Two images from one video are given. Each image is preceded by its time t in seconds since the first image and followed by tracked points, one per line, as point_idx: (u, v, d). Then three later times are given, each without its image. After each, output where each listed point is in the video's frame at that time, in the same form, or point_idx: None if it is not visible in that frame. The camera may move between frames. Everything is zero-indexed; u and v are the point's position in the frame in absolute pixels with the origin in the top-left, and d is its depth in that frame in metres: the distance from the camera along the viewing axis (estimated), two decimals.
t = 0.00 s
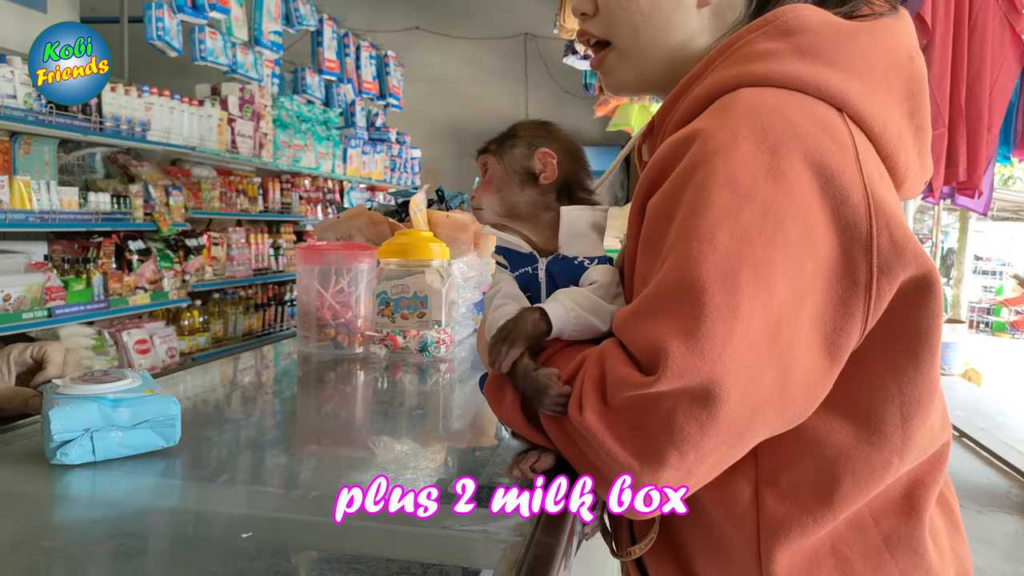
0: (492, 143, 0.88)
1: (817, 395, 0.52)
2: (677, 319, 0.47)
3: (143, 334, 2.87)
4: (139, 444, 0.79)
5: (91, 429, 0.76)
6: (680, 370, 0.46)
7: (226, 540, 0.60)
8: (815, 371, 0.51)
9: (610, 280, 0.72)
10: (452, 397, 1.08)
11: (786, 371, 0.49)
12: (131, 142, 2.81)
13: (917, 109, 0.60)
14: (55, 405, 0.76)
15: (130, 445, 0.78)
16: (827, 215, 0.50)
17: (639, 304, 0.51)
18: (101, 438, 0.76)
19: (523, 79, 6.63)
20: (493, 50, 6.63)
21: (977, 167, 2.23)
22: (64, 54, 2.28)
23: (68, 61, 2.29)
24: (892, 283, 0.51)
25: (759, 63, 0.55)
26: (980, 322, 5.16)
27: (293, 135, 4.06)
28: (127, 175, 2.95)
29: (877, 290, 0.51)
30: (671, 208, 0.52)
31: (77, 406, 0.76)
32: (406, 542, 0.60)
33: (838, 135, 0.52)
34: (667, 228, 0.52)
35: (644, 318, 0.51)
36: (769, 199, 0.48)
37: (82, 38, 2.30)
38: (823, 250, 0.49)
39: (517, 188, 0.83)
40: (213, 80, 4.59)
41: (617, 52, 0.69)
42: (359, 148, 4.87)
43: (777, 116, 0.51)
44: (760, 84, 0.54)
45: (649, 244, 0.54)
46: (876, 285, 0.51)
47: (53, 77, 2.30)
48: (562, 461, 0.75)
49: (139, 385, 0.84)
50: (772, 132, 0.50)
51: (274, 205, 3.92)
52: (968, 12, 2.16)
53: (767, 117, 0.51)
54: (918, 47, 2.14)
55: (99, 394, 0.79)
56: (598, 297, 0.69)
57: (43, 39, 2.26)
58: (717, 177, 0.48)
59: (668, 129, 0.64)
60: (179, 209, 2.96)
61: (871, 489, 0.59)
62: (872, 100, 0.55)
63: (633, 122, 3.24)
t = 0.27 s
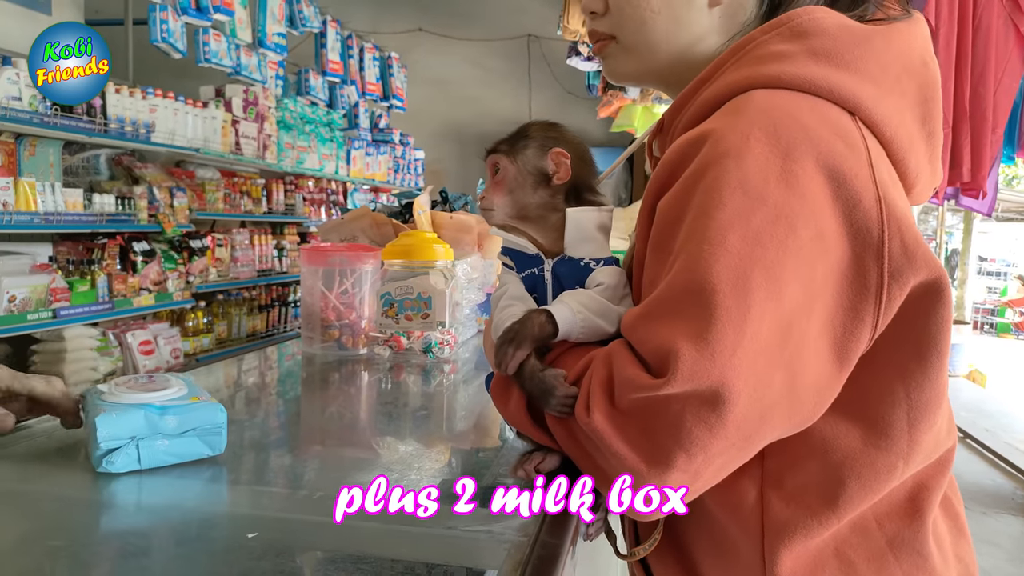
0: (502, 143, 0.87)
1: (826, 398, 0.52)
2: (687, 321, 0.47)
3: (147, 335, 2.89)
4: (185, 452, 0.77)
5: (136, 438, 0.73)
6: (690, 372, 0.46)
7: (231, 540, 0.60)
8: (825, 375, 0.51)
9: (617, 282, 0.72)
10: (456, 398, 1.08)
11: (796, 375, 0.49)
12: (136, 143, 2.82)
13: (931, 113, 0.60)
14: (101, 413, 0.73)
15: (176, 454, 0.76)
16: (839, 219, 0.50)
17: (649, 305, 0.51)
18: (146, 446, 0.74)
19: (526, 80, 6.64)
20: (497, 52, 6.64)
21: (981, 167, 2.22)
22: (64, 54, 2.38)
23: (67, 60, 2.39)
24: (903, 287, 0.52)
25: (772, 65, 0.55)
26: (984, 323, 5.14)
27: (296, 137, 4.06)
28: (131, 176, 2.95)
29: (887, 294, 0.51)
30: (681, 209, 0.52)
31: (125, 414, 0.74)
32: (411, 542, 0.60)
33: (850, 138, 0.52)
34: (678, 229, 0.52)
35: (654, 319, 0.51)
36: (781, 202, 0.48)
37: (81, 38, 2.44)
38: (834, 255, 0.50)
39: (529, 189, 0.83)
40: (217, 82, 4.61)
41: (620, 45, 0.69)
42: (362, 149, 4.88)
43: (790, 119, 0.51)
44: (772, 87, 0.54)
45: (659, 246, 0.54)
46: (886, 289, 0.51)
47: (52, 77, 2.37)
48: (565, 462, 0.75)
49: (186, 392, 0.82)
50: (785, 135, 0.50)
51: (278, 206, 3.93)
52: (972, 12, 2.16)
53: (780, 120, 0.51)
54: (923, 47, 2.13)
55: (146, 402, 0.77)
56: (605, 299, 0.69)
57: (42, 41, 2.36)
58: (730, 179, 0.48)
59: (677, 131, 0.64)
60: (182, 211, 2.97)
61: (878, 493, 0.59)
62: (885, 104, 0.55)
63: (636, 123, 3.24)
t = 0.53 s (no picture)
0: (507, 142, 0.86)
1: (827, 400, 0.52)
2: (689, 323, 0.47)
3: (153, 333, 2.90)
4: (193, 450, 0.77)
5: (145, 435, 0.74)
6: (692, 374, 0.46)
7: (239, 537, 0.60)
8: (825, 376, 0.51)
9: (619, 281, 0.72)
10: (461, 396, 1.08)
11: (796, 377, 0.49)
12: (142, 142, 2.82)
13: (937, 115, 0.60)
14: (111, 409, 0.74)
15: (184, 451, 0.76)
16: (840, 222, 0.50)
17: (651, 306, 0.51)
18: (155, 444, 0.74)
19: (530, 79, 6.64)
20: (501, 50, 6.64)
21: (987, 166, 2.21)
22: (64, 54, 2.15)
23: (68, 60, 2.15)
24: (904, 290, 0.52)
25: (777, 67, 0.55)
26: (990, 323, 5.12)
27: (301, 135, 4.06)
28: (137, 176, 2.97)
29: (888, 297, 0.51)
30: (683, 210, 0.52)
31: (134, 410, 0.74)
32: (418, 539, 0.60)
33: (854, 141, 0.52)
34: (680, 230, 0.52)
35: (656, 321, 0.51)
36: (783, 205, 0.48)
37: (82, 37, 2.15)
38: (835, 257, 0.50)
39: (534, 189, 0.83)
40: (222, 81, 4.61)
41: (630, 44, 0.69)
42: (366, 148, 4.88)
43: (793, 121, 0.51)
44: (776, 88, 0.54)
45: (661, 246, 0.55)
46: (887, 292, 0.51)
47: (53, 77, 2.18)
48: (570, 460, 0.76)
49: (197, 389, 0.82)
50: (788, 137, 0.50)
51: (283, 205, 3.93)
52: (978, 11, 2.15)
53: (783, 123, 0.51)
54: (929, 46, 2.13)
55: (156, 399, 0.77)
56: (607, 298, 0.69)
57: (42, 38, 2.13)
58: (733, 181, 0.48)
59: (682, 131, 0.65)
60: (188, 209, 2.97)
61: (876, 494, 0.59)
62: (890, 106, 0.55)
63: (641, 122, 3.24)
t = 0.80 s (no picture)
0: (514, 143, 0.86)
1: (836, 400, 0.52)
2: (700, 323, 0.47)
3: (162, 332, 2.91)
4: (206, 449, 0.77)
5: (159, 433, 0.74)
6: (703, 375, 0.46)
7: (250, 534, 0.60)
8: (835, 377, 0.51)
9: (627, 280, 0.72)
10: (470, 396, 1.09)
11: (806, 378, 0.49)
12: (151, 142, 2.83)
13: (946, 116, 0.60)
14: (125, 406, 0.74)
15: (198, 450, 0.77)
16: (851, 221, 0.50)
17: (662, 305, 0.51)
18: (169, 441, 0.75)
19: (537, 79, 6.64)
20: (508, 51, 6.64)
21: (997, 167, 2.20)
22: (64, 54, 2.14)
23: (68, 60, 2.15)
24: (914, 290, 0.51)
25: (787, 67, 0.55)
26: (1000, 325, 5.08)
27: (309, 135, 4.07)
28: (147, 175, 2.99)
29: (898, 297, 0.51)
30: (694, 210, 0.52)
31: (149, 408, 0.75)
32: (430, 537, 0.60)
33: (865, 141, 0.52)
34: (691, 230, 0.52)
35: (667, 320, 0.51)
36: (794, 205, 0.48)
37: (82, 37, 2.15)
38: (845, 257, 0.49)
39: (541, 190, 0.83)
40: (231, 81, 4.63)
41: (641, 43, 0.69)
42: (374, 148, 4.88)
43: (804, 121, 0.51)
44: (787, 88, 0.54)
45: (671, 246, 0.55)
46: (897, 292, 0.51)
47: (53, 76, 2.17)
48: (579, 460, 0.76)
49: (210, 388, 0.83)
50: (799, 137, 0.50)
51: (291, 205, 3.94)
52: (989, 11, 2.14)
53: (794, 123, 0.51)
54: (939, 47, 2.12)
55: (169, 397, 0.77)
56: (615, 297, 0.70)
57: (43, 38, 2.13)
58: (745, 181, 0.48)
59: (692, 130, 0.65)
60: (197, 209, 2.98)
61: (883, 495, 0.59)
62: (901, 107, 0.55)
63: (648, 122, 3.23)
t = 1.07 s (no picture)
0: (511, 145, 0.85)
1: (836, 404, 0.52)
2: (699, 327, 0.47)
3: (167, 332, 2.92)
4: (213, 448, 0.78)
5: (165, 432, 0.74)
6: (702, 380, 0.46)
7: (257, 534, 0.60)
8: (834, 381, 0.51)
9: (624, 282, 0.72)
10: (474, 396, 1.09)
11: (805, 382, 0.49)
12: (156, 142, 2.84)
13: (948, 119, 0.60)
14: (132, 406, 0.74)
15: (204, 449, 0.77)
16: (850, 226, 0.50)
17: (661, 309, 0.51)
18: (174, 441, 0.75)
19: (541, 80, 6.64)
20: (512, 51, 6.64)
21: (1003, 168, 2.19)
22: (64, 54, 2.17)
23: (68, 60, 2.18)
24: (912, 294, 0.51)
25: (788, 70, 0.55)
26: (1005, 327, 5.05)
27: (314, 135, 4.08)
28: (152, 175, 2.99)
29: (898, 301, 0.51)
30: (693, 213, 0.52)
31: (155, 408, 0.75)
32: (435, 538, 0.60)
33: (866, 144, 0.52)
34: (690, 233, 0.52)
35: (665, 324, 0.51)
36: (793, 210, 0.48)
37: (82, 38, 2.19)
38: (845, 261, 0.49)
39: (539, 193, 0.82)
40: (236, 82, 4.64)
41: (638, 45, 0.69)
42: (378, 149, 4.89)
43: (804, 124, 0.51)
44: (787, 91, 0.54)
45: (671, 249, 0.55)
46: (897, 296, 0.51)
47: (52, 77, 2.18)
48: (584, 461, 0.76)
49: (215, 387, 0.83)
50: (799, 141, 0.50)
51: (295, 205, 3.95)
52: (994, 12, 2.14)
53: (794, 126, 0.51)
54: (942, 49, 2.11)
55: (176, 397, 0.78)
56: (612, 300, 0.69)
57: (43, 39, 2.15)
58: (745, 185, 0.48)
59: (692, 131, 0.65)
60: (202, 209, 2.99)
61: (881, 498, 0.59)
62: (901, 109, 0.55)
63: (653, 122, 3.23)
